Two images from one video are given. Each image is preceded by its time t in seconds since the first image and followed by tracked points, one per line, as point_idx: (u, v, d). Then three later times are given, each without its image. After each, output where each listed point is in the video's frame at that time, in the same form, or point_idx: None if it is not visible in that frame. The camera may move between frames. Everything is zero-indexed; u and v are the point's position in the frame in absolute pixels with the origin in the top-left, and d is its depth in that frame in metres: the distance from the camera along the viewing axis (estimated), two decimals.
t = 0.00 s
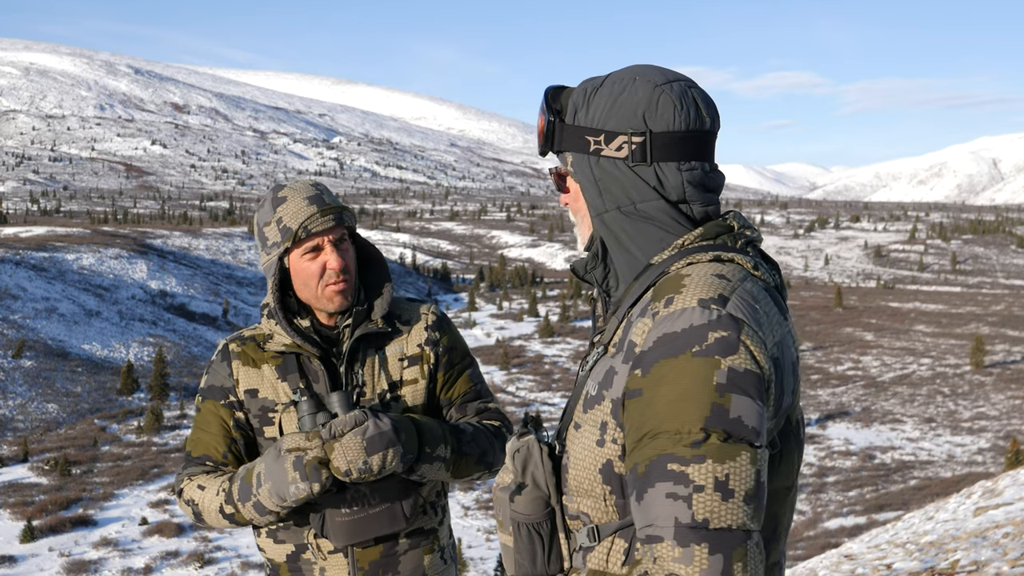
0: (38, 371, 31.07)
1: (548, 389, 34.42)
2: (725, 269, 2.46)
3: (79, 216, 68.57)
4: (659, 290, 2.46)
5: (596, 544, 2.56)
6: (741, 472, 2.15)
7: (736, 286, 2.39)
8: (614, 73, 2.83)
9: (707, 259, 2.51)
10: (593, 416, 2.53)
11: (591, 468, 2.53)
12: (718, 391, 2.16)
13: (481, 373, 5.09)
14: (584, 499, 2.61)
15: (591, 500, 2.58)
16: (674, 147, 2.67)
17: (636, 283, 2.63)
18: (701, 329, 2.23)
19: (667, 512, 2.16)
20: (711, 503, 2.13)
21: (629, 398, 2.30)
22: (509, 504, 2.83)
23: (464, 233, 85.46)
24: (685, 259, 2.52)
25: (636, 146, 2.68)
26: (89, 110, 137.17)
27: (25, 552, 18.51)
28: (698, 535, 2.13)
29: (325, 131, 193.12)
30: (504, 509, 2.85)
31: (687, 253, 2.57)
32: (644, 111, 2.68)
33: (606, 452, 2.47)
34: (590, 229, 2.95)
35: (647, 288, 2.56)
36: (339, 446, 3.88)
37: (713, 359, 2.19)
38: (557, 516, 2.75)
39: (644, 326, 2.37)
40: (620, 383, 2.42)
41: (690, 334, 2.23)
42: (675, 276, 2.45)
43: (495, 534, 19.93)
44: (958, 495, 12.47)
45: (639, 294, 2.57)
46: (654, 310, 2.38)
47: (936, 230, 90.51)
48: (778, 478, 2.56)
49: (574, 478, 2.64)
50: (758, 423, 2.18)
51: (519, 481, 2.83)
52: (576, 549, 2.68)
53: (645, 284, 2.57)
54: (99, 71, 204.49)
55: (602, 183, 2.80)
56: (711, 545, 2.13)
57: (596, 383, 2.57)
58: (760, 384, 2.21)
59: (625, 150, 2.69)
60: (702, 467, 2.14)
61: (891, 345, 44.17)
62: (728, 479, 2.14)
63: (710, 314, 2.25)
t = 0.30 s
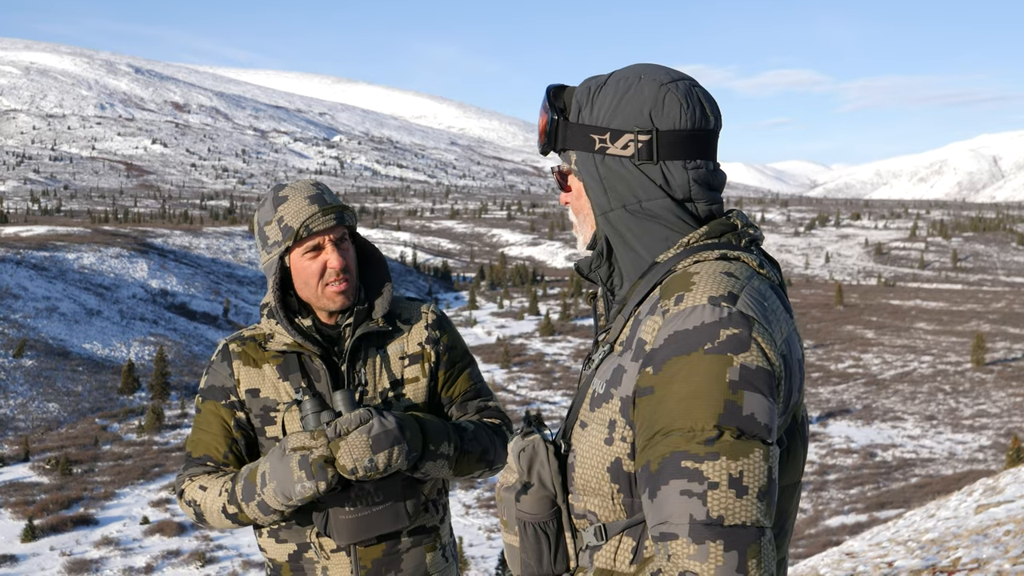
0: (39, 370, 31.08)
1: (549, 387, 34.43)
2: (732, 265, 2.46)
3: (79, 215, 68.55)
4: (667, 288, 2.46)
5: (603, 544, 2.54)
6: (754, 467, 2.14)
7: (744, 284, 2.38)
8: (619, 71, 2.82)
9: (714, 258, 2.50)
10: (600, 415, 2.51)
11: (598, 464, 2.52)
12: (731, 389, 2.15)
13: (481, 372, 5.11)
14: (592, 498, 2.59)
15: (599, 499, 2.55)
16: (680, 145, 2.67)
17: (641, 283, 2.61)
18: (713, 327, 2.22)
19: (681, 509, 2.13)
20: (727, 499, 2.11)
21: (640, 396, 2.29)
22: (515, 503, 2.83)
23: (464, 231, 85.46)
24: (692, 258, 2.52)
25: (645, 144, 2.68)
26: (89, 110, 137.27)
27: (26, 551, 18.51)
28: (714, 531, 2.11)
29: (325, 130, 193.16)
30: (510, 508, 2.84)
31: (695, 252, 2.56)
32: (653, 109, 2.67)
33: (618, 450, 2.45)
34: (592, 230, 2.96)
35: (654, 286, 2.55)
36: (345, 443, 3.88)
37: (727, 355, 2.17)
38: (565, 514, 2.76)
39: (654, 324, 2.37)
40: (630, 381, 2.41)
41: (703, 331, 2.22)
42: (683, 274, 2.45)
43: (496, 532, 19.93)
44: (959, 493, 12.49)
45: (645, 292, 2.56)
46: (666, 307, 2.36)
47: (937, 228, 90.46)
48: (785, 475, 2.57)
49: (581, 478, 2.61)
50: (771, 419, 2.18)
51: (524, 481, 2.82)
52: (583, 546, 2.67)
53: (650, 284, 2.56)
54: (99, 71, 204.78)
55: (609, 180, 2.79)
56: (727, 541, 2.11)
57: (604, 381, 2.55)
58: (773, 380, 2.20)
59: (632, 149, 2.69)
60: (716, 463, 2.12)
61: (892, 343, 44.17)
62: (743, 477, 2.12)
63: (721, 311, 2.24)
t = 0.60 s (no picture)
0: (41, 369, 31.08)
1: (551, 386, 34.45)
2: (731, 264, 2.46)
3: (82, 214, 68.66)
4: (668, 285, 2.45)
5: (609, 541, 2.52)
6: (753, 462, 2.13)
7: (742, 281, 2.37)
8: (639, 68, 2.80)
9: (714, 254, 2.50)
10: (603, 413, 2.51)
11: (602, 463, 2.50)
12: (730, 383, 2.14)
13: (480, 370, 5.11)
14: (596, 496, 2.58)
15: (604, 496, 2.55)
16: (681, 142, 2.65)
17: (642, 284, 2.61)
18: (713, 323, 2.22)
19: (680, 502, 2.13)
20: (723, 493, 2.11)
21: (640, 391, 2.28)
22: (521, 504, 2.81)
23: (466, 230, 85.47)
24: (693, 254, 2.53)
25: (650, 143, 2.67)
26: (91, 109, 137.41)
27: (29, 551, 18.53)
28: (713, 525, 2.10)
29: (327, 129, 193.20)
30: (515, 509, 2.83)
31: (697, 248, 2.56)
32: (673, 110, 2.66)
33: (619, 446, 2.44)
34: (596, 221, 2.96)
35: (656, 284, 2.54)
36: (339, 443, 3.87)
37: (726, 351, 2.17)
38: (569, 514, 2.73)
39: (655, 319, 2.36)
40: (630, 379, 2.41)
41: (702, 328, 2.22)
42: (683, 269, 2.45)
43: (498, 531, 19.93)
44: (962, 490, 12.49)
45: (646, 291, 2.56)
46: (664, 304, 2.37)
47: (938, 226, 90.36)
48: (788, 471, 2.54)
49: (586, 475, 2.60)
50: (770, 414, 2.16)
51: (528, 479, 2.81)
52: (588, 545, 2.64)
53: (651, 282, 2.56)
54: (101, 70, 205.07)
55: (615, 176, 2.77)
56: (726, 536, 2.10)
57: (607, 379, 2.55)
58: (772, 376, 2.20)
59: (639, 147, 2.67)
60: (715, 458, 2.11)
61: (894, 342, 44.13)
62: (740, 471, 2.11)
63: (720, 308, 2.24)
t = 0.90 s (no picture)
0: (43, 369, 31.10)
1: (552, 385, 34.47)
2: (720, 257, 2.45)
3: (84, 214, 68.76)
4: (660, 285, 2.43)
5: (634, 546, 2.39)
6: (777, 448, 2.08)
7: (737, 272, 2.37)
8: (647, 64, 2.75)
9: (701, 249, 2.50)
10: (613, 418, 2.42)
11: (618, 468, 2.40)
12: (745, 372, 2.11)
13: (481, 369, 5.11)
14: (614, 504, 2.46)
15: (624, 502, 2.43)
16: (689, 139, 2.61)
17: (636, 284, 2.56)
18: (717, 315, 2.20)
19: (713, 495, 2.07)
20: (754, 481, 2.06)
21: (655, 391, 2.25)
22: (538, 524, 2.64)
23: (467, 230, 85.48)
24: (680, 251, 2.52)
25: (664, 141, 2.61)
26: (93, 109, 137.60)
27: (31, 551, 18.54)
28: (747, 513, 2.05)
29: (328, 129, 193.27)
30: (532, 531, 2.67)
31: (683, 244, 2.55)
32: (686, 111, 2.63)
33: (635, 448, 2.35)
34: (586, 210, 2.84)
35: (647, 286, 2.52)
36: (344, 443, 3.87)
37: (737, 340, 2.15)
38: (589, 527, 2.57)
39: (659, 319, 2.33)
40: (641, 381, 2.33)
41: (710, 321, 2.19)
42: (676, 268, 2.43)
43: (500, 530, 19.94)
44: (964, 489, 12.47)
45: (642, 291, 2.52)
46: (668, 302, 2.34)
47: (940, 225, 90.31)
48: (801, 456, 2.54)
49: (601, 485, 2.50)
50: (788, 398, 2.12)
51: (543, 499, 2.64)
52: (613, 553, 2.49)
53: (644, 284, 2.53)
54: (102, 70, 205.32)
55: (616, 171, 2.69)
56: (763, 522, 2.05)
57: (610, 385, 2.47)
58: (781, 361, 2.18)
59: (651, 145, 2.61)
60: (740, 446, 2.07)
61: (896, 340, 44.12)
62: (766, 457, 2.07)
63: (723, 299, 2.23)
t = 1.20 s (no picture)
0: (45, 369, 31.11)
1: (554, 384, 34.50)
2: (702, 262, 2.30)
3: (86, 213, 68.81)
4: (647, 300, 2.27)
5: (671, 565, 2.23)
6: (801, 444, 1.98)
7: (736, 278, 2.25)
8: (599, 87, 2.59)
9: (678, 258, 2.34)
10: (626, 444, 2.27)
11: (641, 491, 2.26)
12: (757, 374, 2.00)
13: (480, 368, 5.11)
14: (644, 527, 2.30)
15: (653, 525, 2.27)
16: (655, 158, 2.47)
17: (619, 300, 2.39)
18: (716, 324, 2.08)
19: (751, 505, 1.96)
20: (790, 481, 1.95)
21: (669, 412, 2.12)
22: (569, 562, 2.42)
23: (468, 229, 85.52)
24: (658, 264, 2.35)
25: (636, 161, 2.45)
26: (94, 108, 137.72)
27: (33, 551, 18.55)
28: (791, 517, 1.94)
29: (329, 129, 193.34)
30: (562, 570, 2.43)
31: (658, 257, 2.39)
32: (649, 132, 2.48)
33: (657, 472, 2.22)
34: (562, 236, 2.59)
35: (632, 304, 2.34)
36: (344, 448, 3.87)
37: (742, 346, 2.03)
38: (621, 553, 2.38)
39: (657, 338, 2.19)
40: (652, 401, 2.19)
41: (707, 332, 2.08)
42: (660, 280, 2.28)
43: (502, 530, 19.93)
44: (966, 487, 12.45)
45: (628, 307, 2.34)
46: (661, 319, 2.19)
47: (941, 224, 90.37)
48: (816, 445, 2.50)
49: (627, 512, 2.33)
50: (801, 395, 2.03)
51: (571, 542, 2.43)
52: None
53: (629, 300, 2.35)
54: (104, 70, 205.54)
55: (594, 197, 2.49)
56: (805, 520, 1.95)
57: (615, 413, 2.29)
58: (787, 356, 2.06)
59: (620, 167, 2.44)
60: (768, 451, 1.96)
61: (898, 339, 44.14)
62: (794, 455, 1.97)
63: (718, 305, 2.10)
